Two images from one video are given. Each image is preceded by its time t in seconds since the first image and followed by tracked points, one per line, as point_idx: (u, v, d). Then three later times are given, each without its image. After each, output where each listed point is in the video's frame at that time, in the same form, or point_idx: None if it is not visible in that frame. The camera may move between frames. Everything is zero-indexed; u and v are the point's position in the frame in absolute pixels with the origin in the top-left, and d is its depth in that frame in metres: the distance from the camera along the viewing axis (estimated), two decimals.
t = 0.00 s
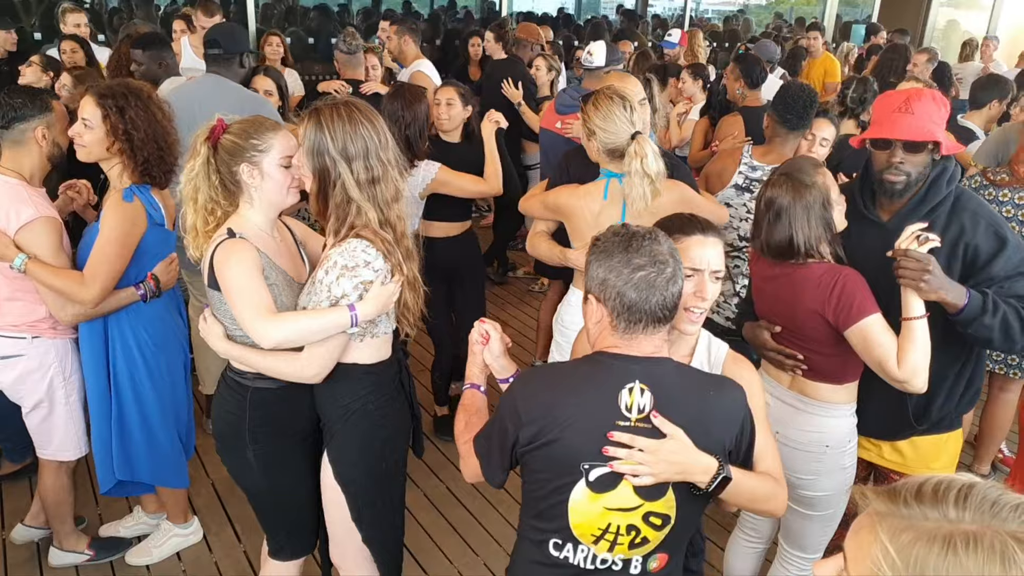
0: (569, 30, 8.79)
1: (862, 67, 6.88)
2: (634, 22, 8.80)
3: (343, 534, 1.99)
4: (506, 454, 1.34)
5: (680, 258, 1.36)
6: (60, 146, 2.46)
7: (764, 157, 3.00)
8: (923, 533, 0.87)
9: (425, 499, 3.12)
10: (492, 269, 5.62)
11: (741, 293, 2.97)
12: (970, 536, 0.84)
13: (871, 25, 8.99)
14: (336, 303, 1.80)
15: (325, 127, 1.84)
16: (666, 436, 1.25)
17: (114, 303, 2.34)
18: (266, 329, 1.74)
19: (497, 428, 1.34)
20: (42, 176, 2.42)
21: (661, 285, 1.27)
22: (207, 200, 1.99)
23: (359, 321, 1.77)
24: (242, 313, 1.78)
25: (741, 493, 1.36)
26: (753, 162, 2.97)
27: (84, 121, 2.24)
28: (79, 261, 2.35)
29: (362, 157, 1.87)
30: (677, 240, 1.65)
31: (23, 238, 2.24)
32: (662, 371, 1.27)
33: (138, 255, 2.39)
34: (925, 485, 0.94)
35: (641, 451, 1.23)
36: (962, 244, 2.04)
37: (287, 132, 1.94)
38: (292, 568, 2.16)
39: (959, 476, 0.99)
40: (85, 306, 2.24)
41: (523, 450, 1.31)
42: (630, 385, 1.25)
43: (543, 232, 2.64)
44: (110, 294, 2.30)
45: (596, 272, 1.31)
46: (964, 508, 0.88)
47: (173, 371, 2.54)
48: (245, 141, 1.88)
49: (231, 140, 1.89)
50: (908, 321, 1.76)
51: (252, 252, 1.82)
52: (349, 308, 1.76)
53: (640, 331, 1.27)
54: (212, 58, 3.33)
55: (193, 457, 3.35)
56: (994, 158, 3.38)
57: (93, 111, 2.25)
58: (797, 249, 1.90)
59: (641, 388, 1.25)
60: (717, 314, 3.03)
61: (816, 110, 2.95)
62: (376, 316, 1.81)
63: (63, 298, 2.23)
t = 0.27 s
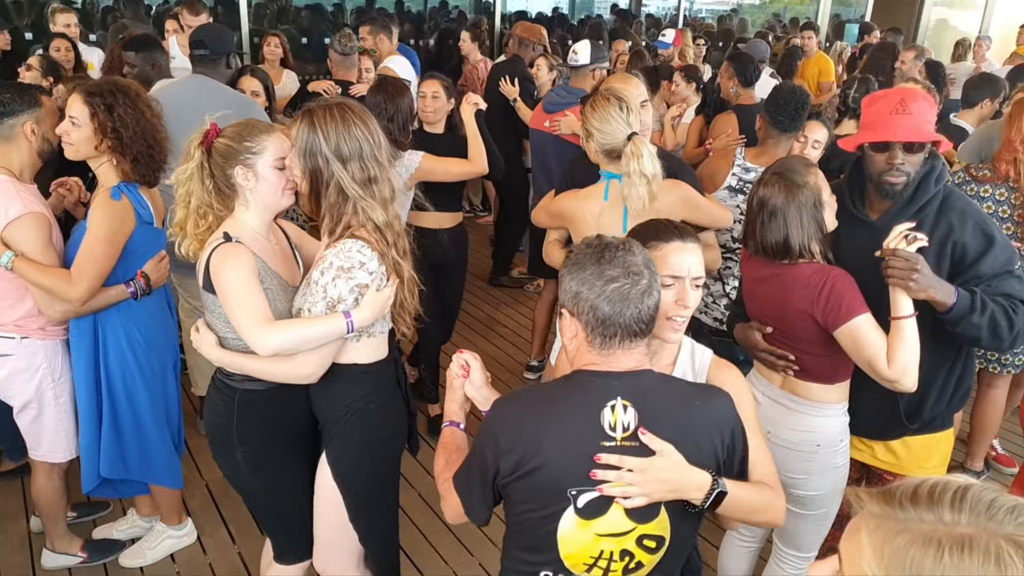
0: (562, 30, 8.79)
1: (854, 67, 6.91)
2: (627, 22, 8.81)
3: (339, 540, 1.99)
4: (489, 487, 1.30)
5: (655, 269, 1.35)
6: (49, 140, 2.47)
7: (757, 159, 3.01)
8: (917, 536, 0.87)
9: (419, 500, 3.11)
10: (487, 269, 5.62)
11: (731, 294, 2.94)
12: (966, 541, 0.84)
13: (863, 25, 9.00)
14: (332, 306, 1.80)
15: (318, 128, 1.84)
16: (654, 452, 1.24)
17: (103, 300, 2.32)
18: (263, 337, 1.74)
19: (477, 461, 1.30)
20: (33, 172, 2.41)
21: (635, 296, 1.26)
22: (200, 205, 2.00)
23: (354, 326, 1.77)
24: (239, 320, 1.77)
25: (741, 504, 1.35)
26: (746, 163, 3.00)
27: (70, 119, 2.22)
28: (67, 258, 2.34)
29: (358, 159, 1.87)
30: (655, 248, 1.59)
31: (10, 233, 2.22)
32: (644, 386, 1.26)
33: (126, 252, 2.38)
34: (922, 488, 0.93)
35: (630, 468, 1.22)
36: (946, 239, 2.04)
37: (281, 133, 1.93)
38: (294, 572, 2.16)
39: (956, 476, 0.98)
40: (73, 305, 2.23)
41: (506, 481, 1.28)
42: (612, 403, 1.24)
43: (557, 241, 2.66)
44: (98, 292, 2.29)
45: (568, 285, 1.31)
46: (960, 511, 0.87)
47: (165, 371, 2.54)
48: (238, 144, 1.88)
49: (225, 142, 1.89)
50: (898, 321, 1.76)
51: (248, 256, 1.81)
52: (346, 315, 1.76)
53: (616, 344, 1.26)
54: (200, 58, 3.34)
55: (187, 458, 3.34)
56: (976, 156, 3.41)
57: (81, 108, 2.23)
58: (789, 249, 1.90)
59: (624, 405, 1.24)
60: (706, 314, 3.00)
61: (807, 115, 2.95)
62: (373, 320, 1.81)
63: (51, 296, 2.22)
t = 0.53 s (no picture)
0: (558, 31, 8.79)
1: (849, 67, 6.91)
2: (623, 24, 8.82)
3: (333, 542, 2.01)
4: (459, 499, 1.30)
5: (623, 268, 1.33)
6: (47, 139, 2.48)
7: (754, 161, 3.00)
8: (913, 543, 0.87)
9: (416, 501, 3.11)
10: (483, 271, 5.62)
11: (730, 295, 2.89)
12: (963, 549, 0.84)
13: (859, 25, 9.02)
14: (331, 309, 1.80)
15: (314, 129, 1.84)
16: (619, 458, 1.21)
17: (97, 297, 2.32)
18: (268, 343, 1.74)
19: (446, 473, 1.30)
20: (30, 171, 2.41)
21: (594, 298, 1.24)
22: (201, 208, 2.01)
23: (356, 332, 1.78)
24: (242, 324, 1.77)
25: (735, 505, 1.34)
26: (743, 166, 2.99)
27: (66, 118, 2.22)
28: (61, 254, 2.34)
29: (354, 161, 1.87)
30: (633, 246, 1.58)
31: (5, 229, 2.22)
32: (606, 390, 1.24)
33: (119, 250, 2.38)
34: (918, 492, 0.93)
35: (593, 476, 1.19)
36: (927, 240, 2.05)
37: (281, 137, 1.94)
38: None
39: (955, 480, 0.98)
40: (65, 301, 2.23)
41: (472, 493, 1.27)
42: (572, 409, 1.22)
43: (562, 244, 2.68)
44: (91, 288, 2.29)
45: (532, 286, 1.31)
46: (956, 518, 0.87)
47: (163, 371, 2.54)
48: (240, 148, 1.89)
49: (226, 147, 1.90)
50: (885, 320, 1.77)
51: (252, 261, 1.82)
52: (347, 321, 1.77)
53: (578, 348, 1.25)
54: (189, 61, 3.34)
55: (184, 460, 3.34)
56: (968, 156, 3.42)
57: (76, 108, 2.23)
58: (774, 251, 1.91)
59: (585, 410, 1.22)
60: (703, 316, 2.97)
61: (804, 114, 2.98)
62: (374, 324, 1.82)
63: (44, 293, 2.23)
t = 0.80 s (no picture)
0: (557, 33, 8.79)
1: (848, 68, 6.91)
2: (622, 26, 8.81)
3: (332, 541, 2.03)
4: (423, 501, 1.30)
5: (588, 275, 1.33)
6: (48, 140, 2.47)
7: (755, 162, 3.01)
8: (907, 551, 0.86)
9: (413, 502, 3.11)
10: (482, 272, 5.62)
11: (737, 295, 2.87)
12: (955, 558, 0.83)
13: (858, 26, 9.01)
14: (329, 311, 1.80)
15: (312, 131, 1.85)
16: (575, 470, 1.19)
17: (93, 294, 2.33)
18: (267, 343, 1.74)
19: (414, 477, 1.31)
20: (29, 168, 2.41)
21: (554, 306, 1.25)
22: (204, 205, 2.00)
23: (356, 334, 1.79)
24: (243, 323, 1.77)
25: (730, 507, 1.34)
26: (745, 168, 3.00)
27: (66, 117, 2.23)
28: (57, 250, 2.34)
29: (349, 162, 1.87)
30: (619, 251, 1.56)
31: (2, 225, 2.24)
32: (565, 399, 1.22)
33: (116, 249, 2.38)
34: (910, 498, 0.92)
35: (546, 487, 1.18)
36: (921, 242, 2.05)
37: (283, 137, 1.95)
38: None
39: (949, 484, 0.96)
40: (59, 298, 2.23)
41: (432, 496, 1.27)
42: (529, 417, 1.20)
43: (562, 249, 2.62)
44: (85, 285, 2.30)
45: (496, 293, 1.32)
46: (947, 525, 0.86)
47: (163, 371, 2.55)
48: (243, 145, 1.89)
49: (230, 145, 1.90)
50: (877, 322, 1.78)
51: (253, 258, 1.82)
52: (346, 321, 1.78)
53: (538, 357, 1.25)
54: (187, 65, 3.33)
55: (183, 461, 3.34)
56: (970, 159, 3.42)
57: (75, 107, 2.24)
58: (768, 253, 1.92)
59: (542, 419, 1.20)
60: (709, 318, 2.96)
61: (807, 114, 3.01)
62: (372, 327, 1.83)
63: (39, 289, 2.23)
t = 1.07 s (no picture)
0: (555, 34, 8.79)
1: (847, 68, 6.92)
2: (620, 27, 8.81)
3: (332, 544, 2.04)
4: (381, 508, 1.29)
5: (556, 283, 1.32)
6: (43, 142, 2.46)
7: (756, 161, 2.98)
8: (882, 550, 0.88)
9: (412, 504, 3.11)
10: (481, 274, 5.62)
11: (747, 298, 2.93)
12: (931, 559, 0.84)
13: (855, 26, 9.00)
14: (325, 311, 1.80)
15: (309, 133, 1.84)
16: (532, 483, 1.18)
17: (88, 294, 2.33)
18: (261, 343, 1.75)
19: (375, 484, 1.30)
20: (26, 169, 2.41)
21: (517, 314, 1.24)
22: (202, 206, 2.00)
23: (349, 333, 1.78)
24: (238, 323, 1.78)
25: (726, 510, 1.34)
26: (746, 167, 2.98)
27: (63, 121, 2.24)
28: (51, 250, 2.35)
29: (346, 164, 1.87)
30: (586, 259, 1.57)
31: None
32: (526, 410, 1.21)
33: (109, 251, 2.38)
34: (891, 500, 0.93)
35: (501, 499, 1.17)
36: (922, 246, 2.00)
37: (280, 138, 1.95)
38: None
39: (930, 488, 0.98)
40: (49, 298, 2.23)
41: (388, 504, 1.26)
42: (488, 428, 1.19)
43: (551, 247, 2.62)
44: (79, 285, 2.30)
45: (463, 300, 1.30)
46: (925, 527, 0.88)
47: (158, 371, 2.56)
48: (239, 147, 1.89)
49: (225, 146, 1.90)
50: (876, 325, 1.75)
51: (247, 258, 1.82)
52: (341, 322, 1.77)
53: (501, 365, 1.25)
54: (184, 67, 3.34)
55: (181, 463, 3.34)
56: (972, 159, 3.41)
57: (71, 110, 2.25)
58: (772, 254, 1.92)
59: (501, 430, 1.19)
60: (718, 320, 2.97)
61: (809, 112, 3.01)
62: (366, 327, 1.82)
63: (31, 289, 2.24)
